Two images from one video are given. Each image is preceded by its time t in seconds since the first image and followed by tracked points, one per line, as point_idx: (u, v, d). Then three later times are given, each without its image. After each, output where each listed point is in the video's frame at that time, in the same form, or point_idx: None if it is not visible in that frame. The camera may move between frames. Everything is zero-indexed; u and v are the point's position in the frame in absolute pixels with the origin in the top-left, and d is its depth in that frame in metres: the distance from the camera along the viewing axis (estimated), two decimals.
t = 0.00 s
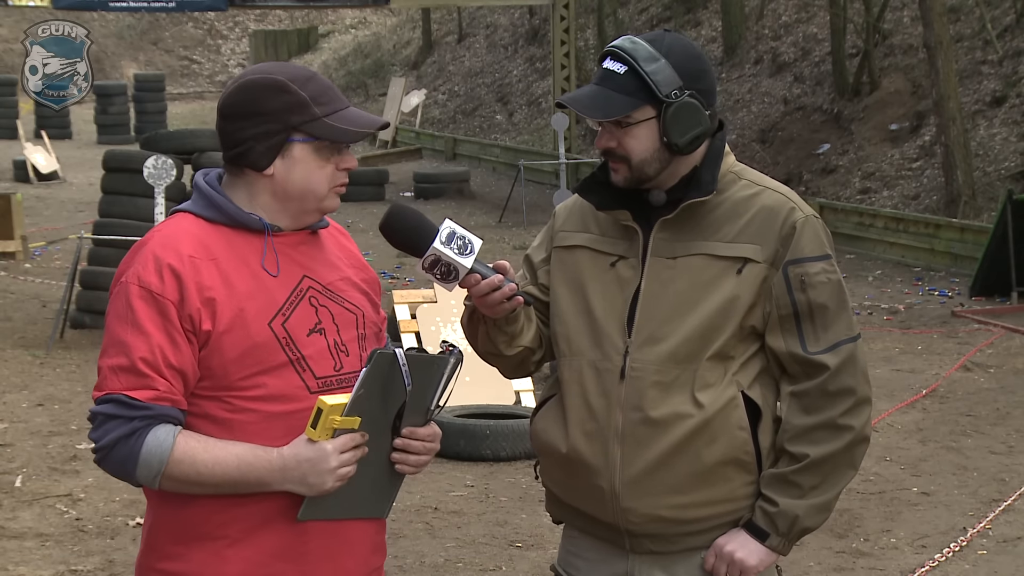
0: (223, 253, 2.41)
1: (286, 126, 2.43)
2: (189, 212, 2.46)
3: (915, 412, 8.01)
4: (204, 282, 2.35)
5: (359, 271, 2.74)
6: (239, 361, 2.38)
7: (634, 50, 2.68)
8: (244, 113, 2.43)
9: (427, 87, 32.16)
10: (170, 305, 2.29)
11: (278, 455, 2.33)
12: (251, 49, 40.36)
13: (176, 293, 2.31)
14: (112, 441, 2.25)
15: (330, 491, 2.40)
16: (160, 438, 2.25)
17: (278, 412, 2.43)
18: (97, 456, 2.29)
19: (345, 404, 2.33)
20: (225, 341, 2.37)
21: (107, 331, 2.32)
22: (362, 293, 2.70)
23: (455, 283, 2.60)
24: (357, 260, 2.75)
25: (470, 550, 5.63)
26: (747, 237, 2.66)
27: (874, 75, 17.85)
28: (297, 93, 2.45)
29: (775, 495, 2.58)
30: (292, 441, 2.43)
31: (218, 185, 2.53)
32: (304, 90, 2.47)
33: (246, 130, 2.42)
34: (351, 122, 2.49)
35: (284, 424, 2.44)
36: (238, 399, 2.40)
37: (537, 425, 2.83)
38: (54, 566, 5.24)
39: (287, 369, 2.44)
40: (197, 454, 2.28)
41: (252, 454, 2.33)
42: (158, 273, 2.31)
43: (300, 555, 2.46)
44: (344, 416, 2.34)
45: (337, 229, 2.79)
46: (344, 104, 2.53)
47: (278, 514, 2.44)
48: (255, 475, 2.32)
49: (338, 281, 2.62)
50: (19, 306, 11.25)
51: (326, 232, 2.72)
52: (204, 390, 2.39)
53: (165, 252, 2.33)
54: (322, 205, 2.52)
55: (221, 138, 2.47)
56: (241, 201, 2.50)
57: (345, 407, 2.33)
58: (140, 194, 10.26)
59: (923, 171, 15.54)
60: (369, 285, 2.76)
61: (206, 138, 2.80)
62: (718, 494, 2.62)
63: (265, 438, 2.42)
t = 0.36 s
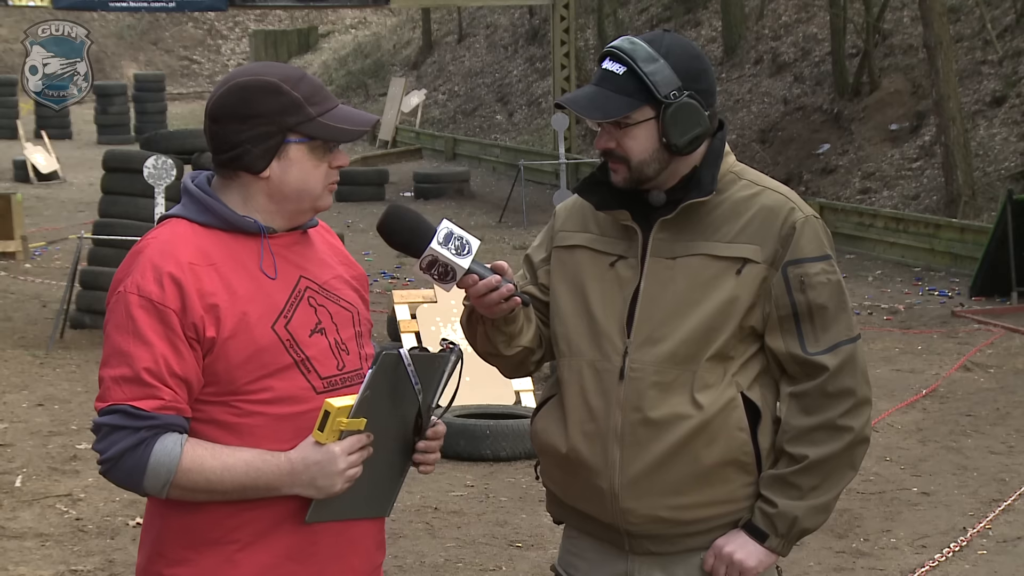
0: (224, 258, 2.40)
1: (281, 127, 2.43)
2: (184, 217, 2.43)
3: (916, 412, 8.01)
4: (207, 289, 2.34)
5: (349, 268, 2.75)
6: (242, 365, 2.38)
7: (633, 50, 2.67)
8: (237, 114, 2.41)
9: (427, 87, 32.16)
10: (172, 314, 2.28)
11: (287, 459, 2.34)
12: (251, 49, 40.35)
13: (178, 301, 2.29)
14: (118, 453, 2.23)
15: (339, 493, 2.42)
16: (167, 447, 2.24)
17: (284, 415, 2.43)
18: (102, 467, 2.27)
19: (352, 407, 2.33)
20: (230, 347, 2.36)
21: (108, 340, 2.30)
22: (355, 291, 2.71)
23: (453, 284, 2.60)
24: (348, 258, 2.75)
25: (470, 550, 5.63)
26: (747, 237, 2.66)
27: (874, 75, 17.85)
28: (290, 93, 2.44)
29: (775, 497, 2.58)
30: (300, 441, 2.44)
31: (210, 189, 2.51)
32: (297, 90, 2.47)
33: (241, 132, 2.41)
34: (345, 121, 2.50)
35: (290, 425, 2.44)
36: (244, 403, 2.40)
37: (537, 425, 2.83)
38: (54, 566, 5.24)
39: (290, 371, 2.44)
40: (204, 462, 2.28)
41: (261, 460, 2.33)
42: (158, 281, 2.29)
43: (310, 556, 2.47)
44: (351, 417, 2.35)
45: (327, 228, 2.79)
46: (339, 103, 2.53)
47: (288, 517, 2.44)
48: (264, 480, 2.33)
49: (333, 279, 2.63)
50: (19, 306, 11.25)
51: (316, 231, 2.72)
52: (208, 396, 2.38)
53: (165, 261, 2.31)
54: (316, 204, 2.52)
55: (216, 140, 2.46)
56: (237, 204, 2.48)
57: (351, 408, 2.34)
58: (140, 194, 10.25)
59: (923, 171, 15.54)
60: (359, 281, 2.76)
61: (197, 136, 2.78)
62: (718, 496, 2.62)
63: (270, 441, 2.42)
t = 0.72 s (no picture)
0: (223, 257, 2.40)
1: (281, 126, 2.43)
2: (184, 217, 2.43)
3: (916, 412, 8.01)
4: (207, 287, 2.34)
5: (349, 269, 2.75)
6: (244, 364, 2.38)
7: (632, 51, 2.67)
8: (238, 114, 2.41)
9: (426, 87, 32.16)
10: (172, 312, 2.28)
11: (289, 456, 2.34)
12: (251, 49, 40.35)
13: (178, 299, 2.30)
14: (120, 450, 2.23)
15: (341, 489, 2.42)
16: (168, 445, 2.24)
17: (284, 414, 2.43)
18: (104, 466, 2.26)
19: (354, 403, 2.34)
20: (229, 346, 2.36)
21: (108, 338, 2.30)
22: (354, 292, 2.71)
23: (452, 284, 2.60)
24: (347, 259, 2.76)
25: (470, 550, 5.63)
26: (745, 238, 2.66)
27: (874, 75, 17.85)
28: (290, 93, 2.45)
29: (773, 498, 2.58)
30: (302, 438, 2.44)
31: (210, 188, 2.51)
32: (298, 90, 2.46)
33: (242, 132, 2.41)
34: (345, 120, 2.50)
35: (290, 425, 2.45)
36: (244, 403, 2.40)
37: (536, 426, 2.84)
38: (54, 566, 5.24)
39: (290, 371, 2.44)
40: (206, 459, 2.27)
41: (262, 456, 2.33)
42: (158, 278, 2.29)
43: (311, 556, 2.47)
44: (352, 414, 2.36)
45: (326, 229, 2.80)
46: (340, 104, 2.53)
47: (289, 516, 2.44)
48: (266, 477, 2.33)
49: (333, 280, 2.63)
50: (19, 306, 11.25)
51: (316, 232, 2.72)
52: (208, 395, 2.38)
53: (165, 259, 2.31)
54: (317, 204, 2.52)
55: (216, 140, 2.46)
56: (236, 204, 2.48)
57: (352, 405, 2.34)
58: (140, 194, 10.25)
59: (923, 171, 15.54)
60: (359, 283, 2.76)
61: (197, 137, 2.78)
62: (716, 497, 2.62)
63: (270, 440, 2.42)
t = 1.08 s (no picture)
0: (224, 256, 2.40)
1: (284, 128, 2.42)
2: (187, 214, 2.44)
3: (915, 412, 8.01)
4: (206, 286, 2.34)
5: (352, 272, 2.75)
6: (243, 364, 2.38)
7: (632, 51, 2.67)
8: (241, 115, 2.41)
9: (427, 87, 32.17)
10: (171, 310, 2.28)
11: (283, 455, 2.34)
12: (251, 49, 40.36)
13: (177, 297, 2.30)
14: (114, 445, 2.23)
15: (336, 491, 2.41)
16: (163, 442, 2.23)
17: (282, 415, 2.43)
18: (99, 461, 2.27)
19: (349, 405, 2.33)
20: (228, 345, 2.36)
21: (107, 335, 2.30)
22: (357, 294, 2.71)
23: (451, 285, 2.60)
24: (350, 261, 2.76)
25: (470, 550, 5.62)
26: (745, 239, 2.66)
27: (874, 75, 17.84)
28: (294, 94, 2.44)
29: (773, 499, 2.58)
30: (298, 439, 2.44)
31: (213, 187, 2.51)
32: (301, 92, 2.46)
33: (244, 133, 2.41)
34: (348, 122, 2.49)
35: (288, 426, 2.44)
36: (241, 403, 2.40)
37: (537, 426, 2.84)
38: (54, 566, 5.24)
39: (289, 372, 2.44)
40: (201, 458, 2.27)
41: (257, 456, 2.33)
42: (158, 276, 2.30)
43: (304, 558, 2.47)
44: (347, 415, 2.36)
45: (330, 231, 2.79)
46: (344, 105, 2.53)
47: (284, 517, 2.44)
48: (260, 477, 2.32)
49: (335, 282, 2.62)
50: (19, 306, 11.25)
51: (319, 233, 2.72)
52: (207, 394, 2.38)
53: (166, 256, 2.31)
54: (319, 205, 2.52)
55: (216, 141, 2.46)
56: (238, 204, 2.48)
57: (348, 406, 2.34)
58: (140, 194, 10.25)
59: (923, 171, 15.54)
60: (363, 285, 2.76)
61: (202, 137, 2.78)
62: (716, 498, 2.62)
63: (268, 440, 2.42)
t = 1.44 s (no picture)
0: (224, 258, 2.40)
1: (289, 130, 2.42)
2: (187, 216, 2.43)
3: (916, 412, 8.01)
4: (206, 289, 2.34)
5: (352, 272, 2.75)
6: (244, 366, 2.38)
7: (631, 51, 2.67)
8: (246, 117, 2.41)
9: (427, 87, 32.16)
10: (171, 312, 2.28)
11: (283, 458, 2.34)
12: (251, 49, 40.35)
13: (177, 300, 2.30)
14: (113, 447, 2.23)
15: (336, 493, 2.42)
16: (161, 444, 2.24)
17: (281, 418, 2.43)
18: (98, 462, 2.27)
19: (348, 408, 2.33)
20: (228, 348, 2.36)
21: (106, 337, 2.30)
22: (358, 295, 2.71)
23: (451, 286, 2.60)
24: (351, 262, 2.75)
25: (470, 550, 5.62)
26: (745, 239, 2.65)
27: (875, 75, 17.84)
28: (299, 96, 2.44)
29: (773, 499, 2.57)
30: (299, 441, 2.44)
31: (213, 188, 2.51)
32: (306, 93, 2.46)
33: (248, 135, 2.41)
34: (352, 123, 2.49)
35: (287, 428, 2.44)
36: (241, 405, 2.40)
37: (537, 426, 2.84)
38: (54, 566, 5.24)
39: (289, 374, 2.44)
40: (199, 460, 2.27)
41: (256, 459, 2.33)
42: (158, 279, 2.29)
43: (303, 560, 2.47)
44: (346, 417, 2.35)
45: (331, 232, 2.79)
46: (346, 105, 2.53)
47: (282, 519, 2.44)
48: (259, 479, 2.33)
49: (335, 284, 2.62)
50: (19, 306, 11.25)
51: (319, 234, 2.72)
52: (207, 396, 2.38)
53: (165, 258, 2.31)
54: (323, 206, 2.52)
55: (218, 143, 2.46)
56: (239, 205, 2.48)
57: (346, 409, 2.34)
58: (140, 194, 10.25)
59: (923, 171, 15.54)
60: (363, 285, 2.76)
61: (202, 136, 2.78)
62: (715, 498, 2.62)
63: (267, 443, 2.42)
